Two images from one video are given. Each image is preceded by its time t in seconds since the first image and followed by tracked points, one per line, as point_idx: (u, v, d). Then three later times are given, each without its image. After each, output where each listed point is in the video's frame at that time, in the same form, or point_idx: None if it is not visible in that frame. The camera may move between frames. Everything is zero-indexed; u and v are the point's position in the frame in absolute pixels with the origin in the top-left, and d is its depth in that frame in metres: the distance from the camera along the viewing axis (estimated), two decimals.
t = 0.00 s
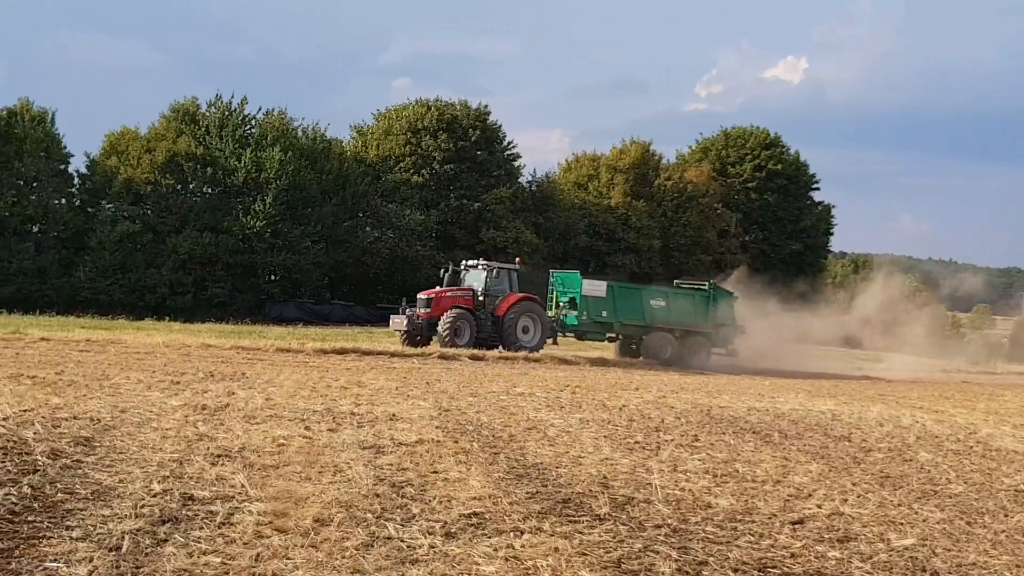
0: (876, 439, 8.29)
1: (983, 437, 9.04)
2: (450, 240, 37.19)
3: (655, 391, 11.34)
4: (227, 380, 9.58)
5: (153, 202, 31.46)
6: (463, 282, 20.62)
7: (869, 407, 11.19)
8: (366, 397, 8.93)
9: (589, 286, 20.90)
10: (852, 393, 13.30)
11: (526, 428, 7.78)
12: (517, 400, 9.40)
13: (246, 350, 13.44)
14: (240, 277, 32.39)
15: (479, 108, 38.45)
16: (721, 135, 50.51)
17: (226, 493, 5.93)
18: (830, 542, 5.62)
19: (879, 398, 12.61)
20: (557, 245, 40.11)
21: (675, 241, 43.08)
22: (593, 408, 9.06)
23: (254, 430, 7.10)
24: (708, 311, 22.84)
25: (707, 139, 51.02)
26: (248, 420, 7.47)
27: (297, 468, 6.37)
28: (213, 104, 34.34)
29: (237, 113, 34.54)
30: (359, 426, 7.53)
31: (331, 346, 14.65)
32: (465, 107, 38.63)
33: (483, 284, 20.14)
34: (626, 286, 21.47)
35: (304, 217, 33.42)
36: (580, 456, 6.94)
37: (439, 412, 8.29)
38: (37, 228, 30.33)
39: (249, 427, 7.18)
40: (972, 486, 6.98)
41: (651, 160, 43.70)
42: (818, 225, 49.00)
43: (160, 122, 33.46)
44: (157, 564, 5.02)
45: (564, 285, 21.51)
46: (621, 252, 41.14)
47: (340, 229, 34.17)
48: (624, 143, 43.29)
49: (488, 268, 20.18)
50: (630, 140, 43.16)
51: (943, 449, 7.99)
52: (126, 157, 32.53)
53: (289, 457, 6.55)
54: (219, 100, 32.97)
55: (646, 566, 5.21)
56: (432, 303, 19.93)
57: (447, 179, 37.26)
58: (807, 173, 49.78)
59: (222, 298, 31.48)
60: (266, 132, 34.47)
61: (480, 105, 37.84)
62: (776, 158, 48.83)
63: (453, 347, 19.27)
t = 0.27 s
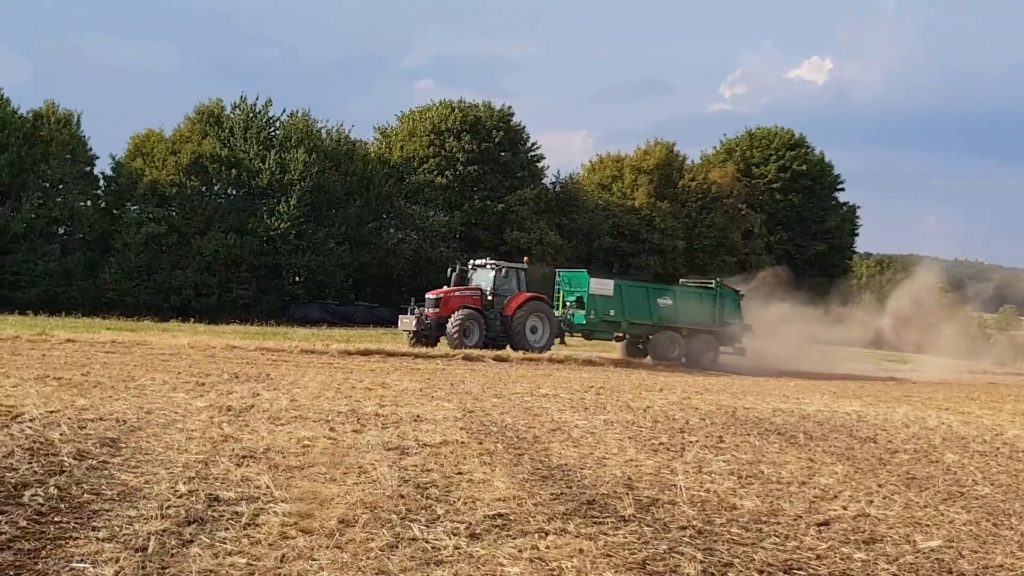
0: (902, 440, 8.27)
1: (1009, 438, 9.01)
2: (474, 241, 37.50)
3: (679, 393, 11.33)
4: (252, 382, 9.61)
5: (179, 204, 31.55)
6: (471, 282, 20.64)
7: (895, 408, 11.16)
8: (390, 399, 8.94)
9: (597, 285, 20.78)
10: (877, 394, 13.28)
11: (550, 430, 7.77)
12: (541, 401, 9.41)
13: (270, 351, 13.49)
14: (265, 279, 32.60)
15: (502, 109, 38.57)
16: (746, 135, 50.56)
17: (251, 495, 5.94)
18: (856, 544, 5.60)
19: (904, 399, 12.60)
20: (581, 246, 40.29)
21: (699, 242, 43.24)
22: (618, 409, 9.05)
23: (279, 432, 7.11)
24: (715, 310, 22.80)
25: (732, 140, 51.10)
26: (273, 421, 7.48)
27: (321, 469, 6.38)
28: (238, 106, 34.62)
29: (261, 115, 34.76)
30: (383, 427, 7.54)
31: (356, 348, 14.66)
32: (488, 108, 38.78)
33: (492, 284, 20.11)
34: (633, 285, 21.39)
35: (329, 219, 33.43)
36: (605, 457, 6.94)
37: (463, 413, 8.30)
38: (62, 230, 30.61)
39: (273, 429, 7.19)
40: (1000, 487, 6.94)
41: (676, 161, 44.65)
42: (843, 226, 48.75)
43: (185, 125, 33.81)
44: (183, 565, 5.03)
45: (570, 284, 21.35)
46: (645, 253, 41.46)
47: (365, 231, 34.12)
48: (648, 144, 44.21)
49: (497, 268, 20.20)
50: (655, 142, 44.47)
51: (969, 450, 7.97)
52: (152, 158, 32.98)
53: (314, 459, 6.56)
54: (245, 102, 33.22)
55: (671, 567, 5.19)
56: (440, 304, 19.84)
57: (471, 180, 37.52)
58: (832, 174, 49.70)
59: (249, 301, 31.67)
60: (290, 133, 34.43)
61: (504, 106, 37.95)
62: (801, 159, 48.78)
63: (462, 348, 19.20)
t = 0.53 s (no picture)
0: (928, 444, 8.24)
1: None
2: (497, 244, 37.66)
3: (703, 396, 11.29)
4: (276, 384, 9.64)
5: (203, 206, 31.75)
6: (479, 283, 20.49)
7: (921, 411, 11.12)
8: (414, 401, 8.95)
9: (604, 286, 20.81)
10: (904, 397, 13.24)
11: (574, 433, 7.77)
12: (565, 404, 9.40)
13: (293, 353, 13.53)
14: (288, 281, 32.76)
15: (527, 111, 38.69)
16: (769, 138, 50.62)
17: (275, 497, 5.95)
18: (881, 547, 5.58)
19: (933, 403, 12.56)
20: (604, 248, 40.57)
21: (723, 244, 43.44)
22: (642, 412, 9.03)
23: (303, 434, 7.13)
24: (724, 310, 22.69)
25: (756, 143, 51.14)
26: (298, 423, 7.50)
27: (346, 471, 6.39)
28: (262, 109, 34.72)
29: (286, 117, 34.82)
30: (407, 429, 7.54)
31: (381, 350, 14.69)
32: (512, 111, 38.93)
33: (500, 285, 20.00)
34: (641, 286, 21.40)
35: (352, 221, 33.46)
36: (629, 460, 6.93)
37: (488, 416, 8.30)
38: (88, 233, 30.63)
39: (298, 431, 7.21)
40: None
41: (700, 164, 44.80)
42: (868, 229, 48.54)
43: (210, 128, 34.08)
44: (209, 567, 5.04)
45: (578, 285, 21.49)
46: (669, 255, 41.77)
47: (389, 233, 34.17)
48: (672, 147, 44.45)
49: (506, 270, 20.10)
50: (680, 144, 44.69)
51: (996, 454, 7.93)
52: (177, 161, 33.36)
53: (339, 461, 6.57)
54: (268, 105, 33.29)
55: (696, 571, 5.19)
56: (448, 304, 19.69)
57: (494, 183, 37.69)
58: (857, 176, 49.58)
59: (272, 302, 31.79)
60: (314, 137, 34.28)
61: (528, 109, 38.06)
62: (826, 160, 48.67)
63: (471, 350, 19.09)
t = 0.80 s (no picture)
0: (930, 445, 8.24)
1: None
2: (499, 246, 37.61)
3: (705, 396, 11.29)
4: (278, 386, 9.64)
5: (205, 207, 31.75)
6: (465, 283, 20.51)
7: (923, 412, 11.13)
8: (417, 402, 8.95)
9: (591, 286, 20.79)
10: (905, 399, 13.25)
11: (576, 434, 7.77)
12: (567, 406, 9.40)
13: (296, 355, 13.51)
14: (291, 282, 33.03)
15: (528, 112, 38.72)
16: (772, 139, 50.70)
17: (278, 498, 5.95)
18: (883, 548, 5.57)
19: (933, 404, 12.57)
20: (607, 250, 40.64)
21: (726, 245, 43.55)
22: (644, 413, 9.04)
23: (306, 436, 7.13)
24: (709, 310, 22.90)
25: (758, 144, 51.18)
26: (300, 425, 7.50)
27: (348, 472, 6.39)
28: (264, 110, 34.58)
29: (288, 119, 34.61)
30: (409, 430, 7.55)
31: (382, 351, 14.69)
32: (514, 112, 38.96)
33: (487, 285, 19.98)
34: (627, 286, 21.41)
35: (354, 223, 33.41)
36: (631, 461, 6.93)
37: (489, 417, 8.30)
38: (89, 234, 30.58)
39: (301, 433, 7.21)
40: None
41: (701, 164, 44.75)
42: (870, 229, 48.55)
43: (211, 129, 34.09)
44: (212, 568, 5.05)
45: (564, 285, 21.49)
46: (671, 256, 41.81)
47: (391, 234, 34.15)
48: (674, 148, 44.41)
49: (493, 269, 20.09)
50: (681, 144, 44.70)
51: (998, 455, 7.93)
52: (178, 162, 33.45)
53: (341, 462, 6.57)
54: (269, 106, 33.20)
55: (698, 572, 5.19)
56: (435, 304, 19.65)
57: (496, 185, 37.70)
58: (859, 178, 49.64)
59: (274, 303, 31.94)
60: (316, 138, 34.16)
61: (529, 110, 38.11)
62: (828, 161, 48.68)
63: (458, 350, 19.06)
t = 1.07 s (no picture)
0: (931, 446, 8.24)
1: None
2: (500, 247, 37.75)
3: (706, 397, 11.29)
4: (279, 386, 9.63)
5: (206, 208, 31.79)
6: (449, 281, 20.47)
7: (923, 413, 11.12)
8: (417, 404, 8.94)
9: (576, 285, 20.83)
10: (904, 400, 13.25)
11: (577, 435, 7.77)
12: (568, 406, 9.40)
13: (297, 355, 13.52)
14: (292, 283, 32.95)
15: (529, 113, 38.71)
16: (773, 140, 50.51)
17: (279, 499, 5.96)
18: (885, 550, 5.57)
19: (933, 405, 12.57)
20: (607, 251, 40.34)
21: (727, 245, 43.65)
22: (644, 414, 9.03)
23: (307, 437, 7.13)
24: (693, 310, 23.13)
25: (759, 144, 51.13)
26: (301, 426, 7.49)
27: (349, 473, 6.39)
28: (265, 110, 34.40)
29: (289, 119, 34.41)
30: (410, 432, 7.55)
31: (382, 352, 14.67)
32: (515, 113, 38.94)
33: (472, 284, 19.95)
34: (612, 285, 21.49)
35: (355, 224, 33.33)
36: (632, 462, 6.93)
37: (490, 418, 8.30)
38: (91, 235, 30.64)
39: (301, 433, 7.21)
40: None
41: (704, 166, 45.15)
42: (872, 230, 48.60)
43: (213, 129, 34.00)
44: (213, 568, 5.05)
45: (548, 285, 21.44)
46: (672, 258, 41.97)
47: (392, 236, 34.17)
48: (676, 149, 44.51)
49: (478, 269, 20.04)
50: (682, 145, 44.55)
51: (999, 457, 7.93)
52: (180, 163, 33.47)
53: (342, 463, 6.57)
54: (270, 106, 33.06)
55: (699, 573, 5.19)
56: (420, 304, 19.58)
57: (497, 185, 37.57)
58: (859, 179, 49.71)
59: (275, 304, 31.91)
60: (318, 138, 34.05)
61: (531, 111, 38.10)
62: (829, 163, 48.69)
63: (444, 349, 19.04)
